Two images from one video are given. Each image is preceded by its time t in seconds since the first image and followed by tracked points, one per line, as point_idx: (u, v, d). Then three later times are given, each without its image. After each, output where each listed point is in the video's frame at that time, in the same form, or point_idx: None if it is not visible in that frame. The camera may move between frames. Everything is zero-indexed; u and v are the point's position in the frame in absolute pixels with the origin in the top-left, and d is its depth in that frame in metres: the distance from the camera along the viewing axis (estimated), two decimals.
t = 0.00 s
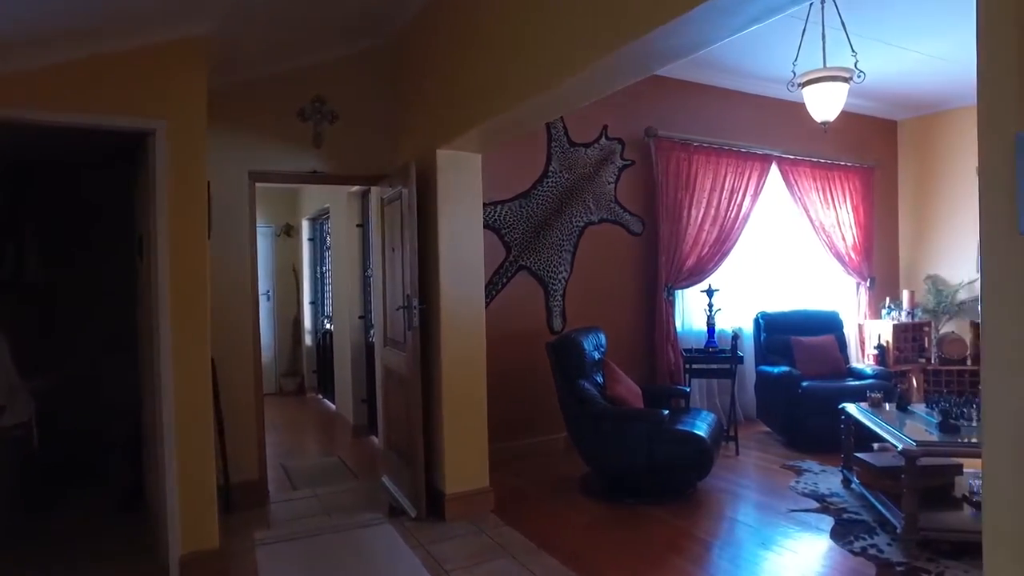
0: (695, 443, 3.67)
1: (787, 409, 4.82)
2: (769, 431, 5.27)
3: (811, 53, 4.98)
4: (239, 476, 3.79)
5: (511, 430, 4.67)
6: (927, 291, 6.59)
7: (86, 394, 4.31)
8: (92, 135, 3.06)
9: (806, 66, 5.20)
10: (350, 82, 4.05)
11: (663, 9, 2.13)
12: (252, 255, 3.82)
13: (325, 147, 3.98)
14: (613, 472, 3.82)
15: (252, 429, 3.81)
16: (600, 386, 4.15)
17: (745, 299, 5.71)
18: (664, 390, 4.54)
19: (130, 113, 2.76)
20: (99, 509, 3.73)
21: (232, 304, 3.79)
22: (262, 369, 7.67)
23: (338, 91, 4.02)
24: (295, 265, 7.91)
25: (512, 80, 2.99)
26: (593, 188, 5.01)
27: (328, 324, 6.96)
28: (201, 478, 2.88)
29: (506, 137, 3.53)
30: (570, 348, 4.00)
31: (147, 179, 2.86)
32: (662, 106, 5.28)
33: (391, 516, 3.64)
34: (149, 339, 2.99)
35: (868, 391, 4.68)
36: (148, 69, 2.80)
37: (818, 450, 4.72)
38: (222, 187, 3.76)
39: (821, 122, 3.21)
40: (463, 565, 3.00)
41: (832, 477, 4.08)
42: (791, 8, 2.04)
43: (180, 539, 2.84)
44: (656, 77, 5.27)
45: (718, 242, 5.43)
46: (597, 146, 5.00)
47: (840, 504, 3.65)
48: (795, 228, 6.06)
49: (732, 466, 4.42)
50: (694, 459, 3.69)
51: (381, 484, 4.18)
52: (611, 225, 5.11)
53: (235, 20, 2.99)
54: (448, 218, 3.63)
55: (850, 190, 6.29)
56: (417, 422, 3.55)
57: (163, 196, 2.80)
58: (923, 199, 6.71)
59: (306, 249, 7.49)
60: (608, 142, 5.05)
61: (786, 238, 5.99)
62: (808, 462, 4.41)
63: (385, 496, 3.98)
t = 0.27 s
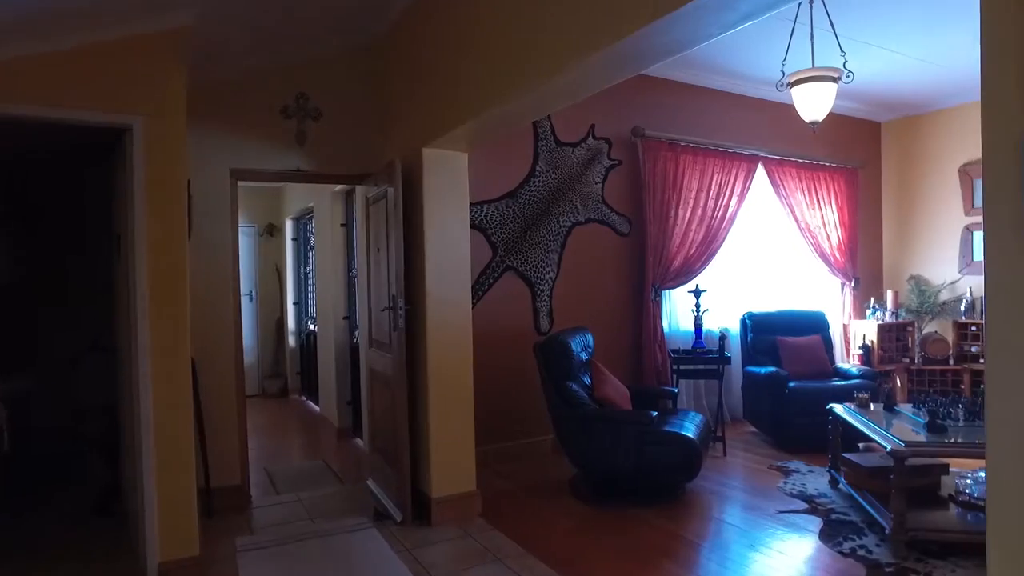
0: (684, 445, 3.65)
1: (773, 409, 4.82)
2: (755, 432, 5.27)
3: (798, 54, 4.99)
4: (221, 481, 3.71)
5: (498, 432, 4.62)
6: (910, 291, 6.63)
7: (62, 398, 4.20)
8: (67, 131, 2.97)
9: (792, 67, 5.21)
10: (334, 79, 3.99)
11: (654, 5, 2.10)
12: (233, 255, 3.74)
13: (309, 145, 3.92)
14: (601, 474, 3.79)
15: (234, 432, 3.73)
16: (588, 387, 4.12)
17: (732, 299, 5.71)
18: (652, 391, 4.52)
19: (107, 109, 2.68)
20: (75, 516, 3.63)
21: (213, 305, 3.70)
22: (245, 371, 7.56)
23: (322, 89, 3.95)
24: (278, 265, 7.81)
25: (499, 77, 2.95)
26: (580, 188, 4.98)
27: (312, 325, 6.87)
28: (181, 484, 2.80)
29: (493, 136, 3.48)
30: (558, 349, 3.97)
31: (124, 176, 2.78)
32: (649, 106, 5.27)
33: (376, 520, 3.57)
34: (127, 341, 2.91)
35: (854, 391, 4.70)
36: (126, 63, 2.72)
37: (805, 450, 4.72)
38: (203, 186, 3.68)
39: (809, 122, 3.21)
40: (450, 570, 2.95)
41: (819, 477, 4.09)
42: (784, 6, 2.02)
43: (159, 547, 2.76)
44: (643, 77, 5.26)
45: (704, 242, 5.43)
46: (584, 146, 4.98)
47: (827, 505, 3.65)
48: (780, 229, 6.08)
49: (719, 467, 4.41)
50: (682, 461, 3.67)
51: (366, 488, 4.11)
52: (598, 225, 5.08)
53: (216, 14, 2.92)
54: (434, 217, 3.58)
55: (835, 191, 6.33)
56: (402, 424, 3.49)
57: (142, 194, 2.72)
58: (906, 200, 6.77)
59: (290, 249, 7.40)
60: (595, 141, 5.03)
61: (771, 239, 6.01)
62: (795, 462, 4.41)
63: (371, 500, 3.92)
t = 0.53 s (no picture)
0: (674, 446, 3.63)
1: (762, 410, 4.82)
2: (743, 433, 5.27)
3: (785, 54, 5.00)
4: (204, 485, 3.63)
5: (486, 434, 4.58)
6: (895, 291, 6.68)
7: (39, 402, 4.10)
8: (43, 127, 2.88)
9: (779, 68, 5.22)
10: (319, 77, 3.92)
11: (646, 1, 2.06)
12: (217, 255, 3.67)
13: (294, 143, 3.85)
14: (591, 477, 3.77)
15: (217, 436, 3.65)
16: (577, 389, 4.09)
17: (719, 300, 5.72)
18: (641, 393, 4.50)
19: (85, 105, 2.61)
20: (52, 523, 3.54)
21: (196, 306, 3.63)
22: (228, 373, 7.45)
23: (307, 86, 3.89)
24: (263, 266, 7.71)
25: (488, 75, 2.90)
26: (568, 187, 4.95)
27: (297, 326, 6.79)
28: (162, 490, 2.73)
29: (482, 134, 3.44)
30: (547, 350, 3.94)
31: (103, 174, 2.71)
32: (637, 106, 5.26)
33: (363, 525, 3.52)
34: (106, 343, 2.83)
35: (842, 391, 4.71)
36: (104, 58, 2.64)
37: (793, 450, 4.73)
38: (184, 185, 3.60)
39: (799, 121, 3.20)
40: None
41: (808, 477, 4.09)
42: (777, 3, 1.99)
43: (139, 556, 2.69)
44: (631, 77, 5.24)
45: (692, 242, 5.42)
46: (573, 145, 4.95)
47: (817, 505, 3.65)
48: (767, 229, 6.10)
49: (708, 468, 4.40)
50: (673, 462, 3.65)
51: (353, 491, 4.05)
52: (586, 225, 5.06)
53: (198, 8, 2.85)
54: (422, 217, 3.53)
55: (821, 192, 6.36)
56: (390, 427, 3.44)
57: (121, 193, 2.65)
58: (892, 201, 6.82)
59: (274, 249, 7.31)
60: (584, 141, 5.00)
61: (758, 239, 6.02)
62: (784, 463, 4.42)
63: (357, 503, 3.86)
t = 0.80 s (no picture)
0: (662, 447, 3.62)
1: (749, 410, 4.83)
2: (730, 433, 5.28)
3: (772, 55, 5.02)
4: (185, 491, 3.55)
5: (473, 436, 4.54)
6: (878, 291, 6.73)
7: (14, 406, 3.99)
8: (18, 123, 2.80)
9: (765, 69, 5.24)
10: (303, 74, 3.86)
11: None
12: (198, 255, 3.59)
13: (278, 141, 3.79)
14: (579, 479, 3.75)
15: (199, 440, 3.58)
16: (565, 390, 4.07)
17: (706, 301, 5.73)
18: (629, 394, 4.49)
19: (61, 100, 2.53)
20: (28, 531, 3.44)
21: (177, 307, 3.55)
22: (210, 375, 7.34)
23: (291, 83, 3.82)
24: (245, 266, 7.61)
25: (476, 72, 2.87)
26: (555, 187, 4.93)
27: (280, 327, 6.71)
28: (142, 496, 2.66)
29: (469, 133, 3.40)
30: (535, 351, 3.91)
31: (80, 171, 2.63)
32: (623, 106, 5.25)
33: (349, 529, 3.46)
34: (83, 345, 2.76)
35: (828, 391, 4.73)
36: (82, 52, 2.57)
37: (779, 451, 4.74)
38: (165, 183, 3.52)
39: (790, 122, 3.19)
40: None
41: (796, 477, 4.10)
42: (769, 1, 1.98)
43: (118, 565, 2.62)
44: (617, 77, 5.23)
45: (679, 243, 5.42)
46: (559, 145, 4.93)
47: (805, 505, 3.65)
48: (753, 230, 6.12)
49: (696, 469, 4.39)
50: (661, 463, 3.64)
51: (338, 495, 3.99)
52: (573, 226, 5.04)
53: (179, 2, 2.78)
54: (409, 216, 3.48)
55: (805, 193, 6.40)
56: (376, 430, 3.39)
57: (99, 190, 2.58)
58: (874, 203, 6.88)
59: (257, 249, 7.21)
60: (571, 141, 4.98)
61: (744, 240, 6.04)
62: (771, 463, 4.43)
63: (343, 507, 3.80)
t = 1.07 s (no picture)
0: (650, 448, 3.61)
1: (735, 410, 4.85)
2: (717, 433, 5.30)
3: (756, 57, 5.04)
4: (166, 495, 3.48)
5: (460, 437, 4.50)
6: (861, 291, 6.79)
7: None
8: None
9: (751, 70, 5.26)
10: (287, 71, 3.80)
11: None
12: (179, 255, 3.52)
13: (261, 139, 3.72)
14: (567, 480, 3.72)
15: (180, 444, 3.51)
16: (552, 391, 4.05)
17: (692, 301, 5.74)
18: (616, 394, 4.48)
19: (36, 95, 2.46)
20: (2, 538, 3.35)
21: (158, 308, 3.47)
22: (191, 377, 7.23)
23: (274, 79, 3.76)
24: (227, 266, 7.51)
25: (463, 69, 2.83)
26: (541, 187, 4.90)
27: (263, 327, 6.62)
28: (121, 502, 2.59)
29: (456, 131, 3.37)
30: (523, 352, 3.89)
31: (56, 168, 2.56)
32: (610, 106, 5.24)
33: (334, 533, 3.41)
34: (59, 347, 2.68)
35: (813, 391, 4.76)
36: (57, 46, 2.50)
37: (766, 450, 4.76)
38: (145, 181, 3.44)
39: (777, 122, 3.21)
40: None
41: (783, 477, 4.11)
42: None
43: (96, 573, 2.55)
44: (604, 77, 5.22)
45: (665, 243, 5.43)
46: (546, 145, 4.90)
47: (792, 505, 3.66)
48: (738, 230, 6.14)
49: (683, 469, 4.39)
50: (649, 464, 3.63)
51: (323, 498, 3.93)
52: (560, 226, 5.02)
53: None
54: (395, 216, 3.44)
55: (790, 194, 6.44)
56: (362, 432, 3.34)
57: (75, 188, 2.50)
58: (857, 204, 6.94)
59: (239, 249, 7.12)
60: (557, 140, 4.96)
61: (730, 241, 6.07)
62: (758, 463, 4.44)
63: (327, 511, 3.74)
